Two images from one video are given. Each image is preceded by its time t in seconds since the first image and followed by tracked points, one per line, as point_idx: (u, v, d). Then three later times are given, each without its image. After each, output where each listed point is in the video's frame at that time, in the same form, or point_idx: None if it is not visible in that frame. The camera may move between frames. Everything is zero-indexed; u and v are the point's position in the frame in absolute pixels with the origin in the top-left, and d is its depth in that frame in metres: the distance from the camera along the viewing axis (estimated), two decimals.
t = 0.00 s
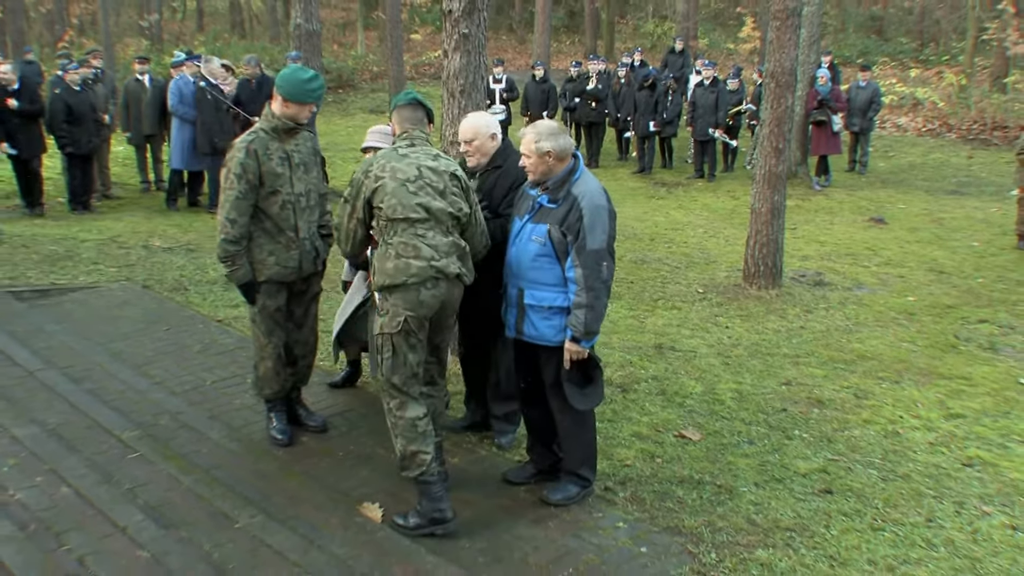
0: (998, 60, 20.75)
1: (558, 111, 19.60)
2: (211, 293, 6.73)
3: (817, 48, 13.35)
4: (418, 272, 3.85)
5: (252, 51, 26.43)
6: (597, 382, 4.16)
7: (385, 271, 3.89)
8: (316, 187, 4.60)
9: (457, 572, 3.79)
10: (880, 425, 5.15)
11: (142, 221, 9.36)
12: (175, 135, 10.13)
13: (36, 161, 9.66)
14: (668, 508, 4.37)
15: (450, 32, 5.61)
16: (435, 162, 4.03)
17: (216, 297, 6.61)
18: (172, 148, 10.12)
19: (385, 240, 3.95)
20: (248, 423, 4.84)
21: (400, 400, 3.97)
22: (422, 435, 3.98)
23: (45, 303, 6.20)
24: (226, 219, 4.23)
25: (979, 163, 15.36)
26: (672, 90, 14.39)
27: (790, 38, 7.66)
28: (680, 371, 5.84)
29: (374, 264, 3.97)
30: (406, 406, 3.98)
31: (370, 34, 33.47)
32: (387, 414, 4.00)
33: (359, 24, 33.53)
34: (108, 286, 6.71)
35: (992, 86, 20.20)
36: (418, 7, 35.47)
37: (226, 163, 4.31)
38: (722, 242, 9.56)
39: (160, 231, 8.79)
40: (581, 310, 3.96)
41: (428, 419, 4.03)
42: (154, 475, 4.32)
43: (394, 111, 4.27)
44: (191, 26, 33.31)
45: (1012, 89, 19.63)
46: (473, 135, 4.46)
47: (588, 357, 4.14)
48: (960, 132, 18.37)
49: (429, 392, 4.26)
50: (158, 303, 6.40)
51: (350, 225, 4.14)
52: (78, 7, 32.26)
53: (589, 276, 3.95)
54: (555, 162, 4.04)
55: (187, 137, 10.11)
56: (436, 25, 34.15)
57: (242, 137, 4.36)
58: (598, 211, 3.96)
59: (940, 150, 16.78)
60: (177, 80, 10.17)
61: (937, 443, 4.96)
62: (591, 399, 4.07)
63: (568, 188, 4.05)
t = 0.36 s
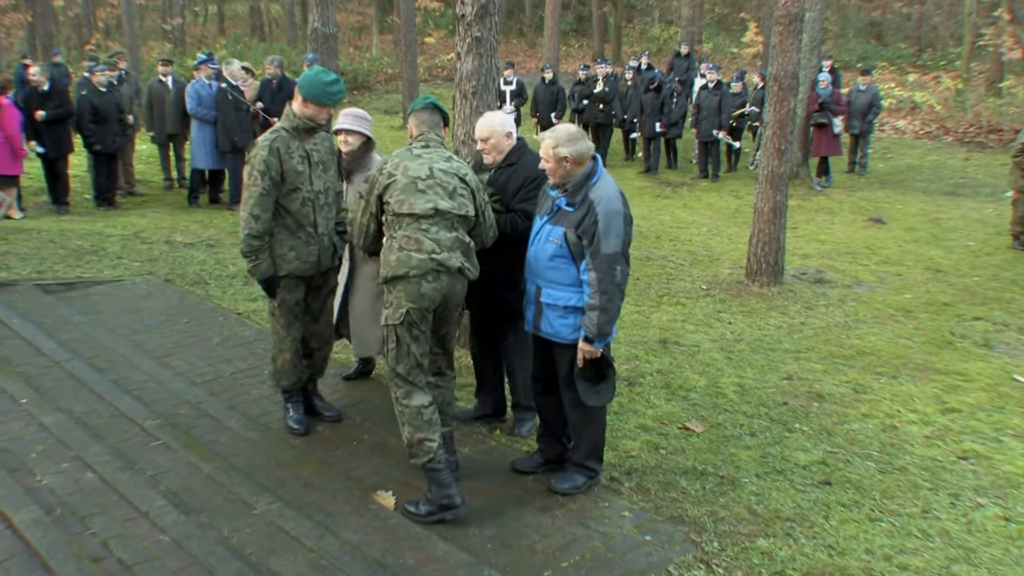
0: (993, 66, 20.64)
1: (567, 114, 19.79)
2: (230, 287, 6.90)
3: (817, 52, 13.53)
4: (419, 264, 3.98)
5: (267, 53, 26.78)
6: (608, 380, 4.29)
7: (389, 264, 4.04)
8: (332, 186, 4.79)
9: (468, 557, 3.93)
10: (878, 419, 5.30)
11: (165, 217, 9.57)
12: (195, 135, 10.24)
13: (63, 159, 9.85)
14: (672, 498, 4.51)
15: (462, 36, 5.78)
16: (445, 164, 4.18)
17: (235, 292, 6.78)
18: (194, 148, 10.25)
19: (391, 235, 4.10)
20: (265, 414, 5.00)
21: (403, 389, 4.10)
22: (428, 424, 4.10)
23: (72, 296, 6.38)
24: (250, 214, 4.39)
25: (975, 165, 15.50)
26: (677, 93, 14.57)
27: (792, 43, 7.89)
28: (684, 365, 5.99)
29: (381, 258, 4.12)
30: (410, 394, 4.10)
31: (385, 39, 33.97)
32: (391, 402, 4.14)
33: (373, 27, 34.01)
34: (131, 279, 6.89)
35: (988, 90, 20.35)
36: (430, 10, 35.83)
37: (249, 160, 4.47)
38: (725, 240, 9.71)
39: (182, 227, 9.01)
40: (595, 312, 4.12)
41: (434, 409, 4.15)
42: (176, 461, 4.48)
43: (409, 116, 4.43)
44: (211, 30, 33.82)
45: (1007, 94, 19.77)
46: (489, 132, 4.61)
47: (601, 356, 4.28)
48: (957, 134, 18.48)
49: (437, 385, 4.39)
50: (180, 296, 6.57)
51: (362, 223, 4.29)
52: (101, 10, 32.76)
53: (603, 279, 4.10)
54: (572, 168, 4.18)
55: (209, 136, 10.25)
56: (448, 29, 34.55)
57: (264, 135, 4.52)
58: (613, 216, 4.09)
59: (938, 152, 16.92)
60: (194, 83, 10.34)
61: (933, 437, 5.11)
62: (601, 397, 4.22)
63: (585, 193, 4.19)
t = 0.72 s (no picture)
0: (1002, 69, 20.73)
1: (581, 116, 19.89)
2: (250, 284, 7.03)
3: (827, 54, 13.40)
4: (438, 262, 4.09)
5: (285, 55, 27.07)
6: (624, 382, 4.37)
7: (407, 262, 4.15)
8: (352, 184, 4.87)
9: (481, 549, 4.03)
10: (886, 417, 5.37)
11: (188, 215, 9.74)
12: (212, 137, 10.50)
13: (88, 159, 10.04)
14: (682, 493, 4.60)
15: (479, 39, 5.89)
16: (461, 162, 4.27)
17: (255, 288, 6.90)
18: (210, 150, 10.52)
19: (410, 233, 4.21)
20: (284, 408, 5.11)
21: (421, 383, 4.23)
22: (444, 418, 4.23)
23: (96, 292, 6.51)
24: (269, 212, 4.51)
25: (984, 167, 15.52)
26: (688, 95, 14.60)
27: (803, 45, 7.87)
28: (695, 363, 6.07)
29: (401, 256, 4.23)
30: (428, 389, 4.23)
31: (402, 42, 34.25)
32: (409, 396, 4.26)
33: (391, 30, 34.29)
34: (153, 275, 7.03)
35: (997, 93, 20.35)
36: (447, 13, 36.04)
37: (269, 159, 4.59)
38: (737, 240, 9.79)
39: (205, 225, 9.16)
40: (614, 316, 4.21)
41: (450, 403, 4.28)
42: (198, 454, 4.59)
43: (424, 116, 4.53)
44: (233, 33, 34.21)
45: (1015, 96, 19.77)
46: (507, 139, 4.74)
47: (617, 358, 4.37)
48: (965, 137, 18.52)
49: (452, 379, 4.50)
50: (200, 292, 6.69)
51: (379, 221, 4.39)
52: (125, 13, 33.15)
53: (623, 284, 4.19)
54: (598, 172, 4.28)
55: (226, 138, 10.50)
56: (466, 31, 34.79)
57: (284, 135, 4.64)
58: (635, 223, 4.18)
59: (947, 154, 16.94)
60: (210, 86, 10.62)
61: (940, 435, 5.18)
62: (616, 399, 4.31)
63: (609, 198, 4.28)
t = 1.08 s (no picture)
0: None
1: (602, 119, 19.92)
2: (273, 284, 7.08)
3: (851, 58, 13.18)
4: (467, 264, 4.13)
5: (309, 58, 27.30)
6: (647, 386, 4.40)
7: (435, 263, 4.18)
8: (375, 185, 4.91)
9: (502, 549, 4.05)
10: (906, 420, 5.37)
11: (212, 216, 9.83)
12: (237, 140, 10.56)
13: (114, 159, 10.15)
14: (702, 495, 4.62)
15: (503, 41, 5.90)
16: (487, 162, 4.29)
17: (279, 289, 6.95)
18: (236, 152, 10.59)
19: (437, 235, 4.23)
20: (307, 407, 5.15)
21: (447, 383, 4.26)
22: (467, 417, 4.26)
23: (122, 291, 6.59)
24: (292, 212, 4.56)
25: (1005, 171, 15.44)
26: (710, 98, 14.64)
27: (825, 47, 7.80)
28: (714, 366, 6.08)
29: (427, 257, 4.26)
30: (452, 388, 4.26)
31: (425, 44, 34.40)
32: (435, 396, 4.29)
33: (413, 33, 34.44)
34: (178, 275, 7.10)
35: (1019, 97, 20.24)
36: (470, 16, 36.16)
37: (292, 159, 4.64)
38: (757, 243, 9.80)
39: (229, 225, 9.25)
40: (639, 323, 4.25)
41: (473, 403, 4.31)
42: (222, 452, 4.64)
43: (445, 112, 4.51)
44: (257, 36, 34.47)
45: None
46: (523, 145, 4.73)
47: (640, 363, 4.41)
48: (987, 140, 18.46)
49: (476, 378, 4.53)
50: (225, 292, 6.75)
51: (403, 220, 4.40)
52: (151, 15, 33.47)
53: (649, 291, 4.23)
54: (625, 177, 4.30)
55: (251, 140, 10.56)
56: (487, 34, 34.88)
57: (307, 136, 4.69)
58: (662, 230, 4.21)
59: (968, 158, 16.86)
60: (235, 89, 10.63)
61: (960, 438, 5.18)
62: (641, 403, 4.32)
63: (635, 203, 4.31)
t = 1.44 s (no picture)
0: None
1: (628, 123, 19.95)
2: (299, 286, 7.10)
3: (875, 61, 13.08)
4: (498, 268, 4.16)
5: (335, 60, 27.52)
6: (675, 392, 4.38)
7: (465, 267, 4.20)
8: (401, 189, 4.91)
9: (525, 553, 4.05)
10: (932, 427, 5.35)
11: (238, 218, 9.90)
12: (269, 141, 10.62)
13: (138, 160, 10.20)
14: (726, 500, 4.61)
15: (529, 45, 5.92)
16: (516, 163, 4.27)
17: (304, 291, 6.97)
18: (267, 153, 10.66)
19: (467, 237, 4.25)
20: (332, 410, 5.17)
21: (474, 385, 4.30)
22: (493, 420, 4.29)
23: (148, 292, 6.63)
24: (316, 214, 4.60)
25: None
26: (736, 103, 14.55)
27: (853, 52, 7.74)
28: (739, 370, 6.07)
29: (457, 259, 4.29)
30: (479, 390, 4.30)
31: (451, 47, 34.67)
32: (462, 398, 4.33)
33: (438, 36, 34.57)
34: (204, 276, 7.14)
35: None
36: (495, 19, 36.25)
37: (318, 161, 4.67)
38: (783, 247, 9.77)
39: (254, 228, 9.31)
40: (665, 329, 4.23)
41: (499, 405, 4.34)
42: (247, 453, 4.66)
43: (470, 109, 4.48)
44: (283, 38, 34.72)
45: None
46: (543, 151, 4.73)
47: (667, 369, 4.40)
48: (1016, 145, 18.33)
49: (502, 376, 4.57)
50: (251, 295, 6.78)
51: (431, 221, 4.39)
52: (179, 18, 33.74)
53: (675, 298, 4.21)
54: (650, 184, 4.28)
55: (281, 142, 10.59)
56: (513, 37, 34.97)
57: (332, 138, 4.70)
58: (687, 236, 4.19)
59: (997, 163, 16.72)
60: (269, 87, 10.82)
61: (987, 445, 5.15)
62: (668, 410, 4.30)
63: (659, 210, 4.29)
